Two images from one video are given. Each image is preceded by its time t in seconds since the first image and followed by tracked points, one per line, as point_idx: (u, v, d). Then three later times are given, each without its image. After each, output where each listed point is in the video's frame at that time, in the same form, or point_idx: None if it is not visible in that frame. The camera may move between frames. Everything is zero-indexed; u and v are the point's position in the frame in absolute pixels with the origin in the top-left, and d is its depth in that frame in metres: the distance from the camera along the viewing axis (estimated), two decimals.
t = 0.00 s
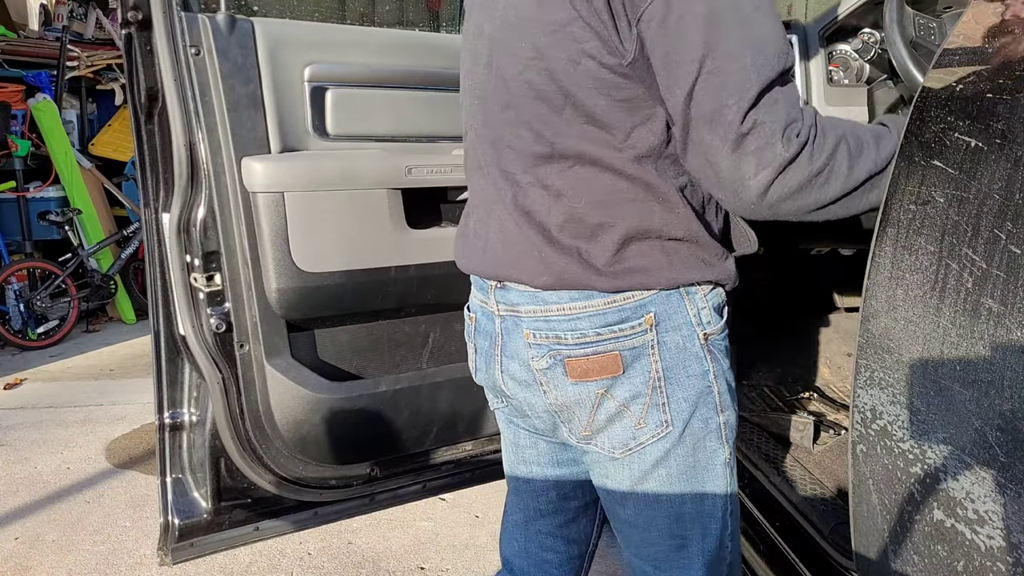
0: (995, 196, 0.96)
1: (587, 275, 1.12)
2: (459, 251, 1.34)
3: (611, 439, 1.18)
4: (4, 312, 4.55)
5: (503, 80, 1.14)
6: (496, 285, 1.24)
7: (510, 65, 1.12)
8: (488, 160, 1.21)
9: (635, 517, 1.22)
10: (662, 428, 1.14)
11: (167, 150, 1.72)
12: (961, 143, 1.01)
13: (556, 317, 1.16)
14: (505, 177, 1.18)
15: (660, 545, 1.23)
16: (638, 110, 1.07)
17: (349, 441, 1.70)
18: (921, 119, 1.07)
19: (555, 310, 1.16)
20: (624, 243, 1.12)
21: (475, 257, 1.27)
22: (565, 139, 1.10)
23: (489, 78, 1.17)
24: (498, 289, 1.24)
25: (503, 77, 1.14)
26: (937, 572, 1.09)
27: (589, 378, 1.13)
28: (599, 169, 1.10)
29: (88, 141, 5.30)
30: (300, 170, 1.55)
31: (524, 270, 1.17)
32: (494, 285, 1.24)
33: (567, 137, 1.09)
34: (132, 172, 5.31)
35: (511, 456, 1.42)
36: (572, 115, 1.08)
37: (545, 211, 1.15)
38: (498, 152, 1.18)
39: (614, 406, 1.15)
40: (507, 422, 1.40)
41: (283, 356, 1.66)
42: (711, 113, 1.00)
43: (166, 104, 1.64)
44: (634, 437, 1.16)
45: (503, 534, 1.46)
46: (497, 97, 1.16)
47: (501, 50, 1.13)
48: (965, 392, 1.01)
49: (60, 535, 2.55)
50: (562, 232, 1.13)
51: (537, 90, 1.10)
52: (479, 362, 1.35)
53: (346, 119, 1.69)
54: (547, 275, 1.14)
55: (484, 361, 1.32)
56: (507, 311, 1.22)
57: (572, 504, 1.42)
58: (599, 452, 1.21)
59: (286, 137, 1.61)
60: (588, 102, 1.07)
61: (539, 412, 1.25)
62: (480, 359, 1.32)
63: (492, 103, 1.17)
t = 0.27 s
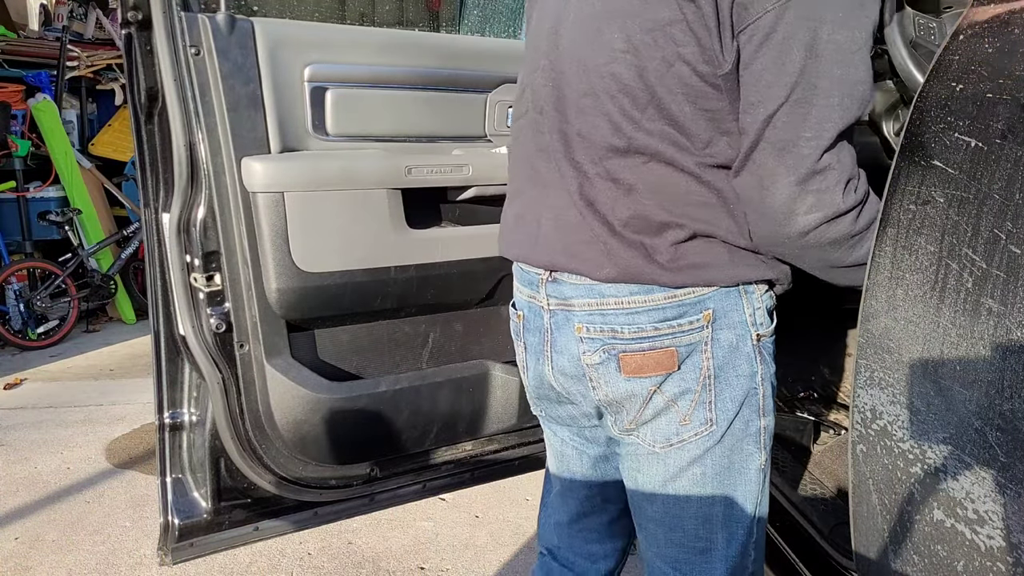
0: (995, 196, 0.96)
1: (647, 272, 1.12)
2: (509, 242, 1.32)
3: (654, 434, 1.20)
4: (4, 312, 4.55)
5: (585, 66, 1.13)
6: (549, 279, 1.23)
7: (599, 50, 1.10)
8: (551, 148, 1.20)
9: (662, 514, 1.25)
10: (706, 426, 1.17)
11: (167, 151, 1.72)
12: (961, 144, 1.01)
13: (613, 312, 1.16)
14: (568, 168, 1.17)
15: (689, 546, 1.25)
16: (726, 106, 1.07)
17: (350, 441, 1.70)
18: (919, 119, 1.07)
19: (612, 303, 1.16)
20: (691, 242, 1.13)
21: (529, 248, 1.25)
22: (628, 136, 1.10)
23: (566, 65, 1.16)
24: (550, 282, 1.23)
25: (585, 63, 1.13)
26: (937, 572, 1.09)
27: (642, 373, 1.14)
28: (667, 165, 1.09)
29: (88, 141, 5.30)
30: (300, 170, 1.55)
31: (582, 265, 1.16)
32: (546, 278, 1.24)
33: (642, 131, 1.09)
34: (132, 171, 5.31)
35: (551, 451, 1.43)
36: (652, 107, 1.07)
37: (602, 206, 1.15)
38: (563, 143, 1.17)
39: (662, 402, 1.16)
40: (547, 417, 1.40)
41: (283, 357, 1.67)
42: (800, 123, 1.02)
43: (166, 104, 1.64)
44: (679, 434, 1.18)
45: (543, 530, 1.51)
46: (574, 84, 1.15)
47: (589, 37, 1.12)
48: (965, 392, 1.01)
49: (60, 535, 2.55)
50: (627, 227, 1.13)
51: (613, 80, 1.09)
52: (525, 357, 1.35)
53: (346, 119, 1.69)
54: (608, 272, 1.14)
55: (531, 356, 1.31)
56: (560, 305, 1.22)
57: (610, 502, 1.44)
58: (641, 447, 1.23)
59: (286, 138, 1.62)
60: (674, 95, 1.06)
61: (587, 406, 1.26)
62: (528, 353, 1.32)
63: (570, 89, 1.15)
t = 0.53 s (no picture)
0: (995, 196, 0.96)
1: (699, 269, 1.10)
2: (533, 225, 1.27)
3: (682, 431, 1.19)
4: (4, 312, 4.56)
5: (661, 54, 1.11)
6: (581, 264, 1.19)
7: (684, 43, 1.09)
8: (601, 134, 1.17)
9: (680, 514, 1.24)
10: (733, 424, 1.18)
11: (167, 150, 1.72)
12: (961, 144, 1.01)
13: (654, 304, 1.13)
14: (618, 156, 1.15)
15: (704, 546, 1.25)
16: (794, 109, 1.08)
17: (350, 441, 1.70)
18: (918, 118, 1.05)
19: (654, 295, 1.13)
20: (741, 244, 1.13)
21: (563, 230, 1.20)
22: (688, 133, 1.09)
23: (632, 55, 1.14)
24: (581, 269, 1.19)
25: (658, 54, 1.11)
26: (938, 572, 1.09)
27: (680, 367, 1.13)
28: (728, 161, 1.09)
29: (88, 141, 5.30)
30: (299, 169, 1.55)
31: (629, 254, 1.13)
32: (577, 263, 1.19)
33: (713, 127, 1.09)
34: (132, 171, 5.31)
35: (547, 446, 1.36)
36: (729, 103, 1.08)
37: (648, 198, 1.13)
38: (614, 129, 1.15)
39: (694, 398, 1.15)
40: (550, 409, 1.34)
41: (283, 356, 1.67)
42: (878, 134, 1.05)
43: (166, 104, 1.64)
44: (706, 431, 1.18)
45: (522, 528, 1.44)
46: (643, 71, 1.12)
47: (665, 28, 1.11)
48: (966, 393, 1.01)
49: (60, 534, 2.55)
50: (680, 223, 1.11)
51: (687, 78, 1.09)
52: (537, 344, 1.28)
53: (346, 119, 1.69)
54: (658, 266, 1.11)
55: (549, 344, 1.25)
56: (592, 292, 1.17)
57: (600, 501, 1.39)
58: (665, 444, 1.21)
59: (286, 138, 1.62)
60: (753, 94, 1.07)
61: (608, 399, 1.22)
62: (544, 340, 1.26)
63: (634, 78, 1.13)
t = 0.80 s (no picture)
0: (995, 196, 0.96)
1: (735, 266, 1.10)
2: (557, 216, 1.24)
3: (704, 429, 1.19)
4: (4, 312, 4.56)
5: (706, 50, 1.09)
6: (608, 257, 1.17)
7: (733, 41, 1.08)
8: (634, 127, 1.14)
9: (697, 512, 1.25)
10: (754, 423, 1.18)
11: (167, 150, 1.72)
12: (961, 144, 1.01)
13: (684, 299, 1.13)
14: (653, 151, 1.13)
15: (719, 544, 1.26)
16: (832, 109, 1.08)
17: (350, 441, 1.70)
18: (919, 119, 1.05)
19: (684, 291, 1.13)
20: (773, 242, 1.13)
21: (593, 223, 1.17)
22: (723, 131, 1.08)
23: (671, 51, 1.12)
24: (608, 261, 1.17)
25: (700, 50, 1.10)
26: (938, 572, 1.09)
27: (707, 364, 1.13)
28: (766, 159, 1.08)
29: (88, 141, 5.30)
30: (299, 170, 1.55)
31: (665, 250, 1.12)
32: (604, 255, 1.18)
33: (755, 126, 1.08)
34: (132, 171, 5.31)
35: (559, 445, 1.34)
36: (774, 104, 1.07)
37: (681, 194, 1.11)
38: (646, 124, 1.13)
39: (719, 396, 1.16)
40: (565, 407, 1.32)
41: (283, 356, 1.66)
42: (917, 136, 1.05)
43: (166, 104, 1.64)
44: (728, 429, 1.18)
45: (533, 528, 1.43)
46: (684, 66, 1.11)
47: (709, 25, 1.10)
48: (966, 393, 1.01)
49: (60, 535, 2.55)
50: (717, 220, 1.11)
51: (728, 75, 1.08)
52: (556, 337, 1.26)
53: (345, 118, 1.70)
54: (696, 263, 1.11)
55: (570, 337, 1.24)
56: (618, 286, 1.16)
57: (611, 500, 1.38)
58: (685, 441, 1.21)
59: (286, 138, 1.62)
60: (797, 94, 1.07)
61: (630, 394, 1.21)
62: (566, 333, 1.24)
63: (674, 73, 1.11)
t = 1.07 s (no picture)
0: (995, 196, 0.96)
1: (745, 263, 1.10)
2: (567, 216, 1.23)
3: (713, 428, 1.19)
4: (4, 312, 4.56)
5: (718, 49, 1.09)
6: (619, 256, 1.17)
7: (744, 40, 1.07)
8: (644, 126, 1.14)
9: (703, 511, 1.26)
10: (762, 422, 1.19)
11: (167, 150, 1.71)
12: (961, 144, 1.01)
13: (695, 298, 1.13)
14: (663, 149, 1.12)
15: (725, 543, 1.27)
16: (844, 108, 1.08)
17: (350, 441, 1.70)
18: (920, 120, 1.06)
19: (695, 290, 1.13)
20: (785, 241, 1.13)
21: (605, 222, 1.17)
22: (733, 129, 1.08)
23: (681, 50, 1.11)
24: (619, 260, 1.17)
25: (713, 49, 1.09)
26: (938, 572, 1.09)
27: (717, 363, 1.13)
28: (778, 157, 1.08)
29: (88, 141, 5.30)
30: (299, 170, 1.55)
31: (676, 248, 1.12)
32: (615, 254, 1.18)
33: (767, 124, 1.07)
34: (132, 171, 5.31)
35: (569, 444, 1.34)
36: (787, 101, 1.07)
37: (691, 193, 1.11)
38: (656, 123, 1.12)
39: (728, 395, 1.16)
40: (575, 407, 1.32)
41: (283, 357, 1.66)
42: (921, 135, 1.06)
43: (165, 103, 1.64)
44: (737, 428, 1.18)
45: (540, 529, 1.43)
46: (695, 65, 1.10)
47: (719, 23, 1.09)
48: (966, 392, 1.01)
49: (60, 535, 2.55)
50: (728, 217, 1.11)
51: (739, 74, 1.08)
52: (567, 336, 1.27)
53: (346, 118, 1.70)
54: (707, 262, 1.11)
55: (581, 336, 1.24)
56: (629, 285, 1.16)
57: (620, 501, 1.38)
58: (693, 439, 1.21)
59: (286, 137, 1.62)
60: (809, 92, 1.06)
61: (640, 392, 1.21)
62: (577, 332, 1.25)
63: (685, 72, 1.11)
